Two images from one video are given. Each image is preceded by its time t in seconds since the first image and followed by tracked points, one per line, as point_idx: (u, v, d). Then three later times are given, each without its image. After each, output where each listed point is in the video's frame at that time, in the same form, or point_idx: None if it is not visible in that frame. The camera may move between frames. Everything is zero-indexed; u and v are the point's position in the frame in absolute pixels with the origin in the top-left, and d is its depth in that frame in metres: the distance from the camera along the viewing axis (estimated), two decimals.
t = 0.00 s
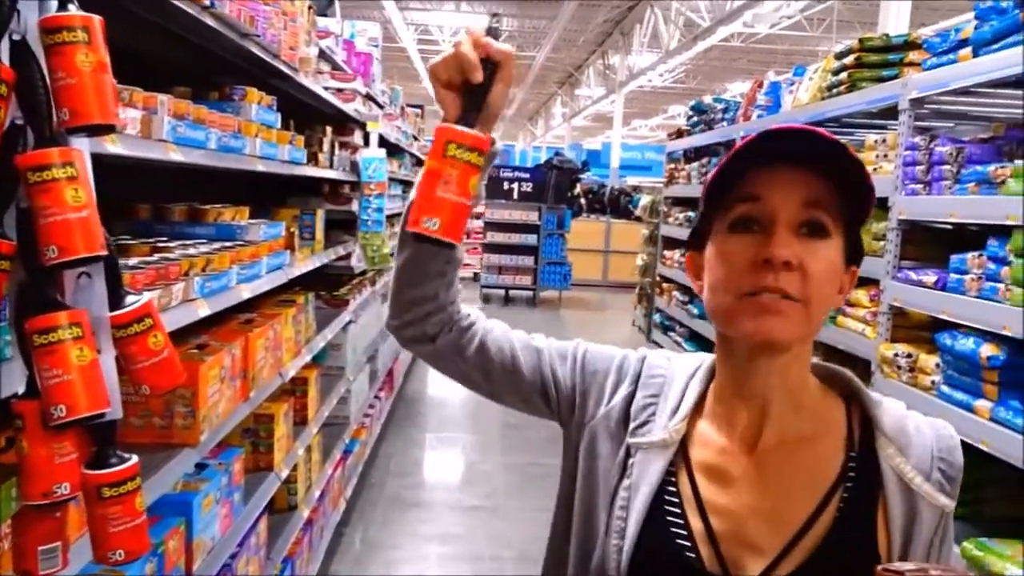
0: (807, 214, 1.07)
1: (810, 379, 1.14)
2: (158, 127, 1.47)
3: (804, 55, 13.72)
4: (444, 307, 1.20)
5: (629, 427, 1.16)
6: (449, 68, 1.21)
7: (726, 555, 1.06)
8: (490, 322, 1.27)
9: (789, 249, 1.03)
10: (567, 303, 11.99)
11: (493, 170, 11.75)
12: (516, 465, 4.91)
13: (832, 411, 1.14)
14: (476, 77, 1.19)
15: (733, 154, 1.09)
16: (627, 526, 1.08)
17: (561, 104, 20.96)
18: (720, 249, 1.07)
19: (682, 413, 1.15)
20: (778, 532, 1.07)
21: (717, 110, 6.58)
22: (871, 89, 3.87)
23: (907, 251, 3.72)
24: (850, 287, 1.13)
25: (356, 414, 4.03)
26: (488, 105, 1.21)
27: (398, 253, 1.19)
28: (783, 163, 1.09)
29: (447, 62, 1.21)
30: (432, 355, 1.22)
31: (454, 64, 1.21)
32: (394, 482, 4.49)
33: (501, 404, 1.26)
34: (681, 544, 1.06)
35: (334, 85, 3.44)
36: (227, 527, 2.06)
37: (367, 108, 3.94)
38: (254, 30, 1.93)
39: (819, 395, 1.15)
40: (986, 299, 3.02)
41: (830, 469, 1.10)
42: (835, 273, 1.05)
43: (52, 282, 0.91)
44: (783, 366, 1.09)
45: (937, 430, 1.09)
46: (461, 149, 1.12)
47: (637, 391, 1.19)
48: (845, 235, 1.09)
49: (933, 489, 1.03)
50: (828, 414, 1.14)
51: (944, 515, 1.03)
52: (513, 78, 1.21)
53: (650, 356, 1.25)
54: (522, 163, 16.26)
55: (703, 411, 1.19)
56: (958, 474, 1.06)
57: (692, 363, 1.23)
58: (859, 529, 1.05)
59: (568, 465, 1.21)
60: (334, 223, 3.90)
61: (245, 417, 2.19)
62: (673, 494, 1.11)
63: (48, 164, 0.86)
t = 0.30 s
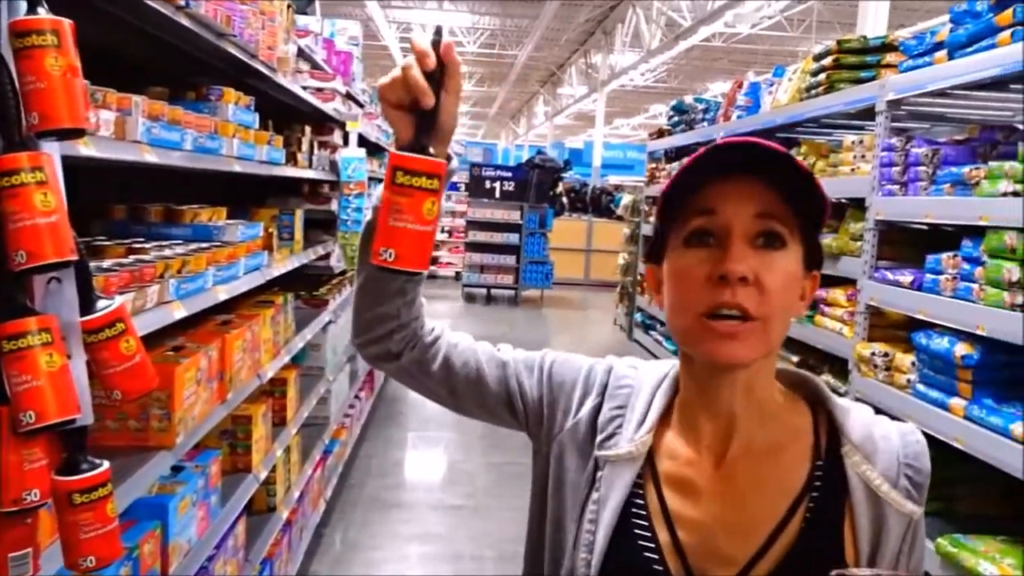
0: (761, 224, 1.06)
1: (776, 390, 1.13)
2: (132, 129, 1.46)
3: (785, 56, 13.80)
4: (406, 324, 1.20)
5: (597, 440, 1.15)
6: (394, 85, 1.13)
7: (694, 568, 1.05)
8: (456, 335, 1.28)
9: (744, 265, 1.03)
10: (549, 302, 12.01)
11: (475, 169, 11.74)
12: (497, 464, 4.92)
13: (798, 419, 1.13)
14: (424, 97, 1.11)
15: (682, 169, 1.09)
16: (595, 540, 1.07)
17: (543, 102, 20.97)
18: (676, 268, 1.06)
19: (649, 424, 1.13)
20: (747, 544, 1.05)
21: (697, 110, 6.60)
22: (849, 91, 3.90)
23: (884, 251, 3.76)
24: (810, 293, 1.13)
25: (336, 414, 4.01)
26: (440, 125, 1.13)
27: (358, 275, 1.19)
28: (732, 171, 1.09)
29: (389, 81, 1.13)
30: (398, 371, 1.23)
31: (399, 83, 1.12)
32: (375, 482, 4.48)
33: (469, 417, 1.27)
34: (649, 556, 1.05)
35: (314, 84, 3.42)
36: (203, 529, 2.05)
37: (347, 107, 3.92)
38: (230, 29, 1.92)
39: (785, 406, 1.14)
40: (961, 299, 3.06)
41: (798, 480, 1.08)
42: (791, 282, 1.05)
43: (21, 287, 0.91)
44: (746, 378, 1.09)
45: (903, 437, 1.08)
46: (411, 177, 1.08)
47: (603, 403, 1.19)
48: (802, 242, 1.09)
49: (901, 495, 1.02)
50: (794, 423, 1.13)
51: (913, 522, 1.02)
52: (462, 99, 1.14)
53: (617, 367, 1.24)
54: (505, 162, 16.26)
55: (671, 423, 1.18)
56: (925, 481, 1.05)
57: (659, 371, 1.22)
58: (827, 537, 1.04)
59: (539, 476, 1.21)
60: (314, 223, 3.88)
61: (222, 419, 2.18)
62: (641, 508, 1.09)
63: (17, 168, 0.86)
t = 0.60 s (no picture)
0: (720, 223, 1.08)
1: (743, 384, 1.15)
2: (111, 130, 1.46)
3: (765, 55, 13.91)
4: (378, 309, 1.24)
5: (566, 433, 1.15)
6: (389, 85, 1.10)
7: (659, 562, 1.05)
8: (428, 326, 1.30)
9: (710, 264, 1.03)
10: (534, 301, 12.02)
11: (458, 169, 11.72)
12: (482, 464, 4.92)
13: (766, 419, 1.15)
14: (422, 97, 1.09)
15: (639, 176, 1.11)
16: (563, 533, 1.07)
17: (526, 102, 20.99)
18: (642, 269, 1.07)
19: (619, 418, 1.14)
20: (712, 537, 1.06)
21: (679, 109, 6.64)
22: (828, 90, 3.94)
23: (864, 248, 3.79)
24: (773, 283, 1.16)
25: (320, 416, 4.01)
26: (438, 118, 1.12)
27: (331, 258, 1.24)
28: (686, 174, 1.11)
29: (381, 81, 1.10)
30: (367, 359, 1.26)
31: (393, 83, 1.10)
32: (360, 482, 4.47)
33: (439, 409, 1.28)
34: (616, 549, 1.05)
35: (295, 84, 3.42)
36: (187, 532, 2.04)
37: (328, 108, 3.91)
38: (210, 30, 1.92)
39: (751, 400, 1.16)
40: (940, 294, 3.10)
41: (762, 473, 1.10)
42: (757, 279, 1.06)
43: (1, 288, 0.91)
44: (716, 375, 1.09)
45: (864, 439, 1.10)
46: (427, 182, 1.08)
47: (573, 397, 1.19)
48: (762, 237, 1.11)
49: (862, 495, 1.04)
50: (762, 422, 1.14)
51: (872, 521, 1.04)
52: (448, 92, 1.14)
53: (587, 361, 1.25)
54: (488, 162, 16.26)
55: (640, 418, 1.19)
56: (884, 482, 1.07)
57: (629, 367, 1.23)
58: (791, 532, 1.05)
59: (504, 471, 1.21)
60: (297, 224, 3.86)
61: (205, 421, 2.17)
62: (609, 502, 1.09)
63: None
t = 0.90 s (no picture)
0: (696, 224, 1.09)
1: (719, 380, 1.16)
2: (98, 132, 1.45)
3: (753, 55, 13.98)
4: (355, 313, 1.25)
5: (543, 433, 1.16)
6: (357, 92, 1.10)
7: (637, 560, 1.07)
8: (405, 328, 1.30)
9: (684, 263, 1.04)
10: (523, 302, 12.03)
11: (448, 169, 11.71)
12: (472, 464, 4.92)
13: (743, 416, 1.16)
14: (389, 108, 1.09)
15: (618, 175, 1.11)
16: (542, 531, 1.08)
17: (515, 102, 21.00)
18: (619, 267, 1.07)
19: (595, 417, 1.15)
20: (688, 533, 1.08)
21: (667, 109, 6.66)
22: (814, 89, 3.96)
23: (851, 247, 3.82)
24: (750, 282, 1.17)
25: (310, 417, 4.00)
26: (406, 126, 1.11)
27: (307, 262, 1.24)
28: (665, 175, 1.12)
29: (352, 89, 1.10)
30: (343, 361, 1.26)
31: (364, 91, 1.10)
32: (350, 484, 4.46)
33: (417, 410, 1.29)
34: (594, 547, 1.06)
35: (283, 85, 3.41)
36: (176, 534, 2.03)
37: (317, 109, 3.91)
38: (197, 32, 1.91)
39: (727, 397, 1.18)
40: (926, 293, 3.12)
41: (737, 470, 1.11)
42: (733, 279, 1.07)
43: None
44: (690, 373, 1.10)
45: (839, 433, 1.12)
46: (388, 189, 1.07)
47: (550, 396, 1.20)
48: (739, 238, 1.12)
49: (836, 489, 1.06)
50: (738, 419, 1.16)
51: (847, 515, 1.06)
52: (419, 97, 1.15)
53: (564, 359, 1.26)
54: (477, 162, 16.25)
55: (617, 415, 1.21)
56: (859, 475, 1.09)
57: (605, 366, 1.24)
58: (767, 528, 1.07)
59: (484, 470, 1.21)
60: (286, 225, 3.85)
61: (193, 423, 2.16)
62: (587, 501, 1.10)
63: None
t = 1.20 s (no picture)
0: (678, 227, 1.09)
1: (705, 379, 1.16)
2: (83, 136, 1.44)
3: (741, 54, 14.02)
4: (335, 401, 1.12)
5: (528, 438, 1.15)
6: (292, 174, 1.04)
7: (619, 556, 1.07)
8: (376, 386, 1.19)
9: (665, 267, 1.05)
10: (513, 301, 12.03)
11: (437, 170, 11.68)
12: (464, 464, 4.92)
13: (728, 416, 1.16)
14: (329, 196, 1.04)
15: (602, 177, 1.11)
16: (525, 535, 1.08)
17: (504, 102, 21.00)
18: (602, 269, 1.08)
19: (577, 419, 1.14)
20: (671, 531, 1.08)
21: (656, 108, 6.67)
22: (801, 88, 3.97)
23: (839, 245, 3.83)
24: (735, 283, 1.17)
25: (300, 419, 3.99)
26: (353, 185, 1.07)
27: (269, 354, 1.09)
28: (647, 176, 1.12)
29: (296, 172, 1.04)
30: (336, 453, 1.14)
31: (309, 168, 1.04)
32: (341, 486, 4.45)
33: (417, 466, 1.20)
34: (576, 548, 1.06)
35: (270, 87, 3.40)
36: (166, 539, 2.02)
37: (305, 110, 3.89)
38: (183, 34, 1.91)
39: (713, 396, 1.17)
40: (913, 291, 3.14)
41: (721, 471, 1.11)
42: (716, 283, 1.08)
43: None
44: (673, 373, 1.11)
45: (824, 436, 1.13)
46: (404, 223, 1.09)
47: (533, 402, 1.19)
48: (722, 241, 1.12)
49: (819, 492, 1.06)
50: (724, 419, 1.16)
51: (828, 519, 1.07)
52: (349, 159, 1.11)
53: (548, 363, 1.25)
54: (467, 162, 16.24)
55: (602, 413, 1.20)
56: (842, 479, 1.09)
57: (591, 367, 1.23)
58: (747, 528, 1.07)
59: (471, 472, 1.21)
60: (274, 227, 3.83)
61: (182, 427, 2.16)
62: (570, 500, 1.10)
63: None
